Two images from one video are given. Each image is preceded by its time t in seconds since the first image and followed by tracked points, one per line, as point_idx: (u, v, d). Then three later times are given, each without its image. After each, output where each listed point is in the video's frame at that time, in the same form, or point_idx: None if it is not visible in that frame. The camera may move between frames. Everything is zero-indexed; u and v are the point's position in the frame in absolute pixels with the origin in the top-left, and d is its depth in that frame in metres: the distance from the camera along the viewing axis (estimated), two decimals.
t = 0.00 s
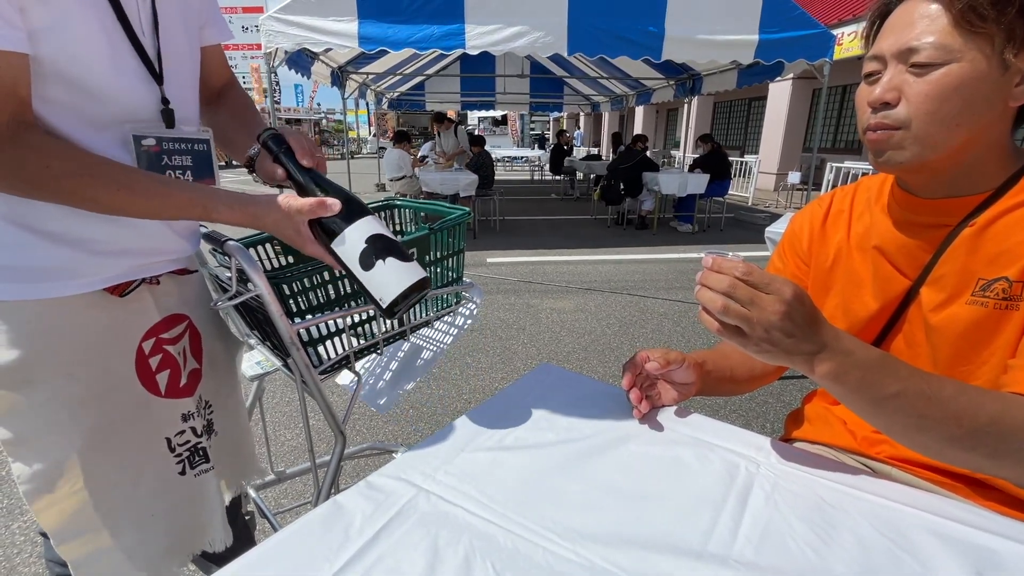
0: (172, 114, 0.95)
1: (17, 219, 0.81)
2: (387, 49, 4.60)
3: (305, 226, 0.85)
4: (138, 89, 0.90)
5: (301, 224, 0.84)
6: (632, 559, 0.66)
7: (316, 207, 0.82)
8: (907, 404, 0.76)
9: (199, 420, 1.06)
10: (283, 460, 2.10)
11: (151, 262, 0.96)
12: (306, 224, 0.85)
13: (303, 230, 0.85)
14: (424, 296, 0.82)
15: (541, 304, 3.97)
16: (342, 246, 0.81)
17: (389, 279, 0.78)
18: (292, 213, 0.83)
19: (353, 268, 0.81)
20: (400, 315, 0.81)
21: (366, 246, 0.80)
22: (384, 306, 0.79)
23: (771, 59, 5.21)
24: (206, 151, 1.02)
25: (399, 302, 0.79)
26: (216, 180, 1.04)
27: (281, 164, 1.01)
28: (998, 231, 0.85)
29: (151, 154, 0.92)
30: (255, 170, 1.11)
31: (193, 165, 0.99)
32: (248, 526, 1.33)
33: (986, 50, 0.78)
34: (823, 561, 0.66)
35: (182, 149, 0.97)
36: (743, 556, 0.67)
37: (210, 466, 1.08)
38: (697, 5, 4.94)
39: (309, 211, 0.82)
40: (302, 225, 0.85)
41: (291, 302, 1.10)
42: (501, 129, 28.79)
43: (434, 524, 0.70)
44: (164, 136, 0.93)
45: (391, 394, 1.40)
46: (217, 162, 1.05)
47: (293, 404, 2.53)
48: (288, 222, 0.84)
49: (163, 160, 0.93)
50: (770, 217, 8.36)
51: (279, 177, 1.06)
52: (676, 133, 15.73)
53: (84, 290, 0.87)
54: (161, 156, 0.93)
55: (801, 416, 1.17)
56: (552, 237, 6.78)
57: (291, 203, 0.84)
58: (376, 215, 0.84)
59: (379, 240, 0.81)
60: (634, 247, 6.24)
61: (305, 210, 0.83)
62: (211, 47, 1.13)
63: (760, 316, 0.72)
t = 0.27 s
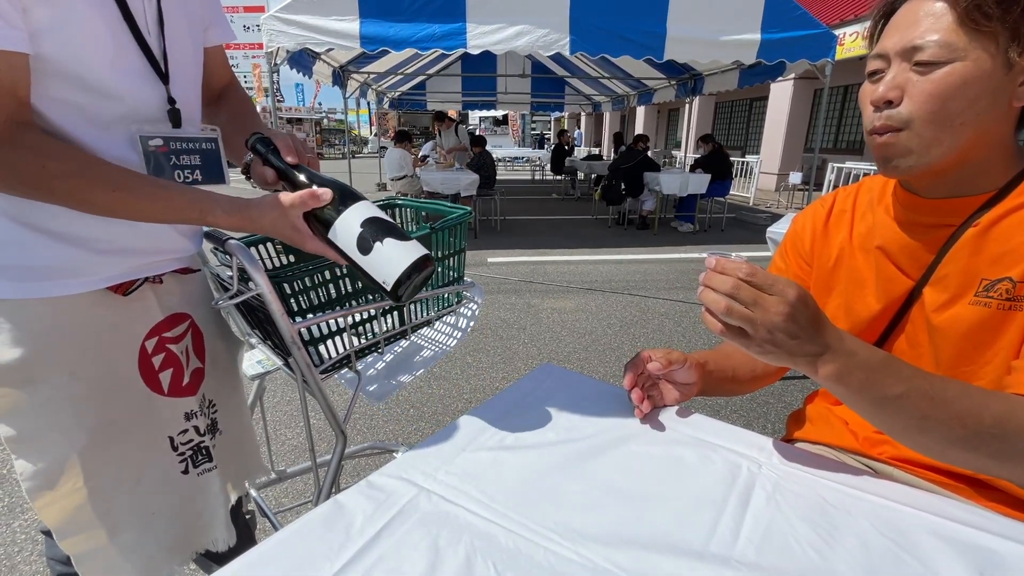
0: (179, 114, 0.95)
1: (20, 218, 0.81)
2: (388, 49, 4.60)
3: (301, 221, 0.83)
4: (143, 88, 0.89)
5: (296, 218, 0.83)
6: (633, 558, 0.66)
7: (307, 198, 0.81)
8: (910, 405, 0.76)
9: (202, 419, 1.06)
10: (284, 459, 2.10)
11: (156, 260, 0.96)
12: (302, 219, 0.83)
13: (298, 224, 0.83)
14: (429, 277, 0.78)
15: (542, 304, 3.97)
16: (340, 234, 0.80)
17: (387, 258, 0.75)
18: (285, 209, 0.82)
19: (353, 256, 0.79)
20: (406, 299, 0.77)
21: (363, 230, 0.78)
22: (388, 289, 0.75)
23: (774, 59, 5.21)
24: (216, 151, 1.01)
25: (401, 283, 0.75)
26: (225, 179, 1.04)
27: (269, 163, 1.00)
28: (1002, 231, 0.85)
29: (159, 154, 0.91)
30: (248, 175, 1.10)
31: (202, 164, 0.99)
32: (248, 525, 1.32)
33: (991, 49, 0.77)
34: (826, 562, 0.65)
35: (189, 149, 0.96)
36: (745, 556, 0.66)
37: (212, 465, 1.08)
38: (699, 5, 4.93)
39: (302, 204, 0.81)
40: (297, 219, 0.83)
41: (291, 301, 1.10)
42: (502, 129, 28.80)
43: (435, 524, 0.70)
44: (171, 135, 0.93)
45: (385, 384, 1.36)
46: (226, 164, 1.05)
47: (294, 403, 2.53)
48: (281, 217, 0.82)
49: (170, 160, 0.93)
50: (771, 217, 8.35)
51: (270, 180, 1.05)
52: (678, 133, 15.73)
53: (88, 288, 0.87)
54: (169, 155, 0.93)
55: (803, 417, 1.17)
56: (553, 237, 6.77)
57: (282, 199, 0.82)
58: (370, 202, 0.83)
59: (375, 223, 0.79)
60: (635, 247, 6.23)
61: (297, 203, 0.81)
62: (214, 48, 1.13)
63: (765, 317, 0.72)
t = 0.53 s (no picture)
0: (181, 114, 0.94)
1: (23, 216, 0.82)
2: (389, 48, 4.60)
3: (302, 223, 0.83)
4: (145, 86, 0.89)
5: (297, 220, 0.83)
6: (633, 559, 0.66)
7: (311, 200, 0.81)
8: (913, 406, 0.76)
9: (205, 418, 1.05)
10: (284, 458, 2.10)
11: (158, 259, 0.95)
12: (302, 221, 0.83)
13: (298, 226, 0.83)
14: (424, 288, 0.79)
15: (542, 304, 3.96)
16: (339, 239, 0.80)
17: (385, 268, 0.76)
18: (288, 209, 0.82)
19: (350, 262, 0.80)
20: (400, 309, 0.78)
21: (363, 237, 0.78)
22: (383, 298, 0.76)
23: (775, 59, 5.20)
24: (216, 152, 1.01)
25: (396, 294, 0.76)
26: (224, 180, 1.04)
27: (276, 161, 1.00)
28: (1005, 231, 0.84)
29: (159, 153, 0.91)
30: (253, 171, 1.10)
31: (202, 165, 0.99)
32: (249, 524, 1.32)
33: (994, 46, 0.77)
34: (825, 562, 0.65)
35: (190, 148, 0.96)
36: (745, 557, 0.66)
37: (215, 465, 1.07)
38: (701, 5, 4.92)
39: (305, 206, 0.81)
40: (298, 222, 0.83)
41: (292, 299, 1.09)
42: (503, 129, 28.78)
43: (435, 524, 0.70)
44: (172, 134, 0.93)
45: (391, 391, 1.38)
46: (225, 163, 1.05)
47: (294, 402, 2.53)
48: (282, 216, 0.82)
49: (171, 159, 0.93)
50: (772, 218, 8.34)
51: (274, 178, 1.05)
52: (679, 133, 15.72)
53: (90, 287, 0.87)
54: (169, 154, 0.93)
55: (803, 417, 1.17)
56: (553, 237, 6.77)
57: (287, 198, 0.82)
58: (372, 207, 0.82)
59: (376, 231, 0.80)
60: (636, 247, 6.23)
61: (300, 205, 0.81)
62: (218, 48, 1.13)
63: (767, 318, 0.71)
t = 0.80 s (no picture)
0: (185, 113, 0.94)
1: (26, 214, 0.81)
2: (390, 49, 4.62)
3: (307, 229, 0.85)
4: (150, 85, 0.89)
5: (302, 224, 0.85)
6: (635, 559, 0.66)
7: (320, 208, 0.83)
8: (916, 407, 0.76)
9: (207, 418, 1.05)
10: (284, 457, 2.10)
11: (162, 258, 0.95)
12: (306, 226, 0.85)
13: (303, 230, 0.85)
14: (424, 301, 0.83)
15: (543, 303, 3.96)
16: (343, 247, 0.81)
17: (388, 283, 0.79)
18: (296, 213, 0.84)
19: (353, 271, 0.81)
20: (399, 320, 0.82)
21: (369, 249, 0.80)
22: (384, 310, 0.79)
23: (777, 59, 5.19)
24: (218, 152, 1.02)
25: (398, 308, 0.80)
26: (226, 179, 1.04)
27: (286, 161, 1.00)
28: (1007, 230, 0.84)
29: (165, 153, 0.92)
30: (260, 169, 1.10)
31: (205, 164, 0.99)
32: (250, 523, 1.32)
33: (1000, 44, 0.76)
34: (828, 563, 0.65)
35: (194, 148, 0.96)
36: (746, 557, 0.66)
37: (217, 464, 1.07)
38: (702, 4, 4.92)
39: (313, 213, 0.83)
40: (303, 227, 0.85)
41: (292, 298, 1.09)
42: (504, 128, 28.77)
43: (435, 524, 0.70)
44: (177, 134, 0.93)
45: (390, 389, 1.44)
46: (227, 161, 1.05)
47: (295, 401, 2.53)
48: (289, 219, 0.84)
49: (175, 159, 0.93)
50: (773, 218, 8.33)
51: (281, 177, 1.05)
52: (680, 133, 15.71)
53: (94, 286, 0.87)
54: (174, 154, 0.93)
55: (804, 416, 1.16)
56: (554, 237, 6.77)
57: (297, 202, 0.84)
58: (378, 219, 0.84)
59: (381, 244, 0.82)
60: (636, 247, 6.23)
61: (308, 212, 0.84)
62: (225, 46, 1.13)
63: (770, 319, 0.71)
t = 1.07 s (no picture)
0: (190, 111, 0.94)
1: (29, 213, 0.81)
2: (391, 48, 4.61)
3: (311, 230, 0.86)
4: (154, 83, 0.89)
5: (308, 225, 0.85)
6: (636, 559, 0.66)
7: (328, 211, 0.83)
8: (918, 407, 0.76)
9: (209, 417, 1.05)
10: (284, 456, 2.10)
11: (166, 258, 0.95)
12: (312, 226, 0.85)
13: (308, 231, 0.85)
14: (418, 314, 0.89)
15: (543, 303, 3.96)
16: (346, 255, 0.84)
17: (389, 296, 0.84)
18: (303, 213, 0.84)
19: (355, 279, 0.84)
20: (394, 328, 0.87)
21: (372, 260, 0.83)
22: (380, 321, 0.85)
23: (778, 59, 5.19)
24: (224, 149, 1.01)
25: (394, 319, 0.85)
26: (233, 176, 1.04)
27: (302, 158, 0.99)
28: (1009, 231, 0.84)
29: (171, 151, 0.91)
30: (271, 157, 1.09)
31: (212, 162, 0.98)
32: (251, 522, 1.32)
33: (1001, 45, 0.76)
34: (830, 563, 0.65)
35: (200, 146, 0.96)
36: (747, 557, 0.66)
37: (218, 464, 1.07)
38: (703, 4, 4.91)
39: (320, 214, 0.84)
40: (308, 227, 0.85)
41: (292, 298, 1.09)
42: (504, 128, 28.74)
43: (435, 524, 0.70)
44: (183, 132, 0.92)
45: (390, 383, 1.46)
46: (234, 159, 1.04)
47: (295, 401, 2.53)
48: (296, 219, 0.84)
49: (181, 157, 0.93)
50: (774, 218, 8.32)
51: (294, 171, 1.05)
52: (680, 133, 15.70)
53: (98, 285, 0.87)
54: (180, 152, 0.92)
55: (805, 417, 1.16)
56: (555, 236, 6.76)
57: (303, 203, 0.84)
58: (383, 231, 0.87)
59: (384, 256, 0.85)
60: (637, 247, 6.23)
61: (314, 214, 0.84)
62: (231, 43, 1.12)
63: (771, 319, 0.71)
